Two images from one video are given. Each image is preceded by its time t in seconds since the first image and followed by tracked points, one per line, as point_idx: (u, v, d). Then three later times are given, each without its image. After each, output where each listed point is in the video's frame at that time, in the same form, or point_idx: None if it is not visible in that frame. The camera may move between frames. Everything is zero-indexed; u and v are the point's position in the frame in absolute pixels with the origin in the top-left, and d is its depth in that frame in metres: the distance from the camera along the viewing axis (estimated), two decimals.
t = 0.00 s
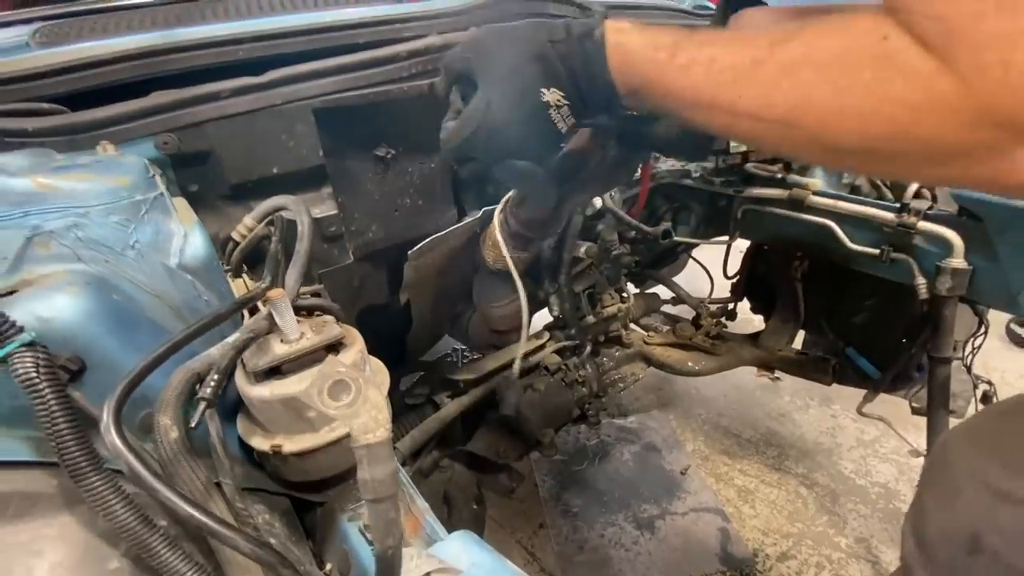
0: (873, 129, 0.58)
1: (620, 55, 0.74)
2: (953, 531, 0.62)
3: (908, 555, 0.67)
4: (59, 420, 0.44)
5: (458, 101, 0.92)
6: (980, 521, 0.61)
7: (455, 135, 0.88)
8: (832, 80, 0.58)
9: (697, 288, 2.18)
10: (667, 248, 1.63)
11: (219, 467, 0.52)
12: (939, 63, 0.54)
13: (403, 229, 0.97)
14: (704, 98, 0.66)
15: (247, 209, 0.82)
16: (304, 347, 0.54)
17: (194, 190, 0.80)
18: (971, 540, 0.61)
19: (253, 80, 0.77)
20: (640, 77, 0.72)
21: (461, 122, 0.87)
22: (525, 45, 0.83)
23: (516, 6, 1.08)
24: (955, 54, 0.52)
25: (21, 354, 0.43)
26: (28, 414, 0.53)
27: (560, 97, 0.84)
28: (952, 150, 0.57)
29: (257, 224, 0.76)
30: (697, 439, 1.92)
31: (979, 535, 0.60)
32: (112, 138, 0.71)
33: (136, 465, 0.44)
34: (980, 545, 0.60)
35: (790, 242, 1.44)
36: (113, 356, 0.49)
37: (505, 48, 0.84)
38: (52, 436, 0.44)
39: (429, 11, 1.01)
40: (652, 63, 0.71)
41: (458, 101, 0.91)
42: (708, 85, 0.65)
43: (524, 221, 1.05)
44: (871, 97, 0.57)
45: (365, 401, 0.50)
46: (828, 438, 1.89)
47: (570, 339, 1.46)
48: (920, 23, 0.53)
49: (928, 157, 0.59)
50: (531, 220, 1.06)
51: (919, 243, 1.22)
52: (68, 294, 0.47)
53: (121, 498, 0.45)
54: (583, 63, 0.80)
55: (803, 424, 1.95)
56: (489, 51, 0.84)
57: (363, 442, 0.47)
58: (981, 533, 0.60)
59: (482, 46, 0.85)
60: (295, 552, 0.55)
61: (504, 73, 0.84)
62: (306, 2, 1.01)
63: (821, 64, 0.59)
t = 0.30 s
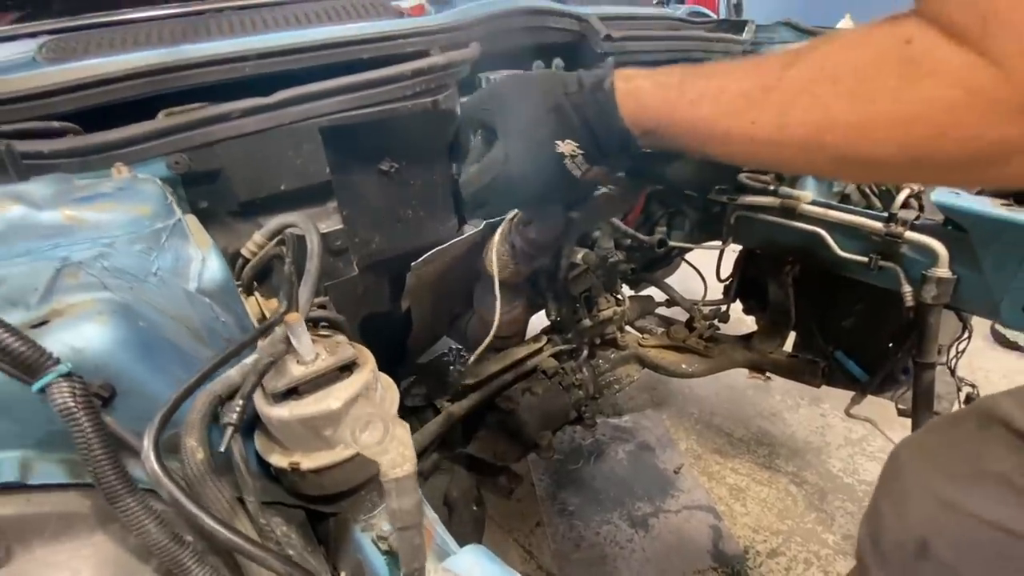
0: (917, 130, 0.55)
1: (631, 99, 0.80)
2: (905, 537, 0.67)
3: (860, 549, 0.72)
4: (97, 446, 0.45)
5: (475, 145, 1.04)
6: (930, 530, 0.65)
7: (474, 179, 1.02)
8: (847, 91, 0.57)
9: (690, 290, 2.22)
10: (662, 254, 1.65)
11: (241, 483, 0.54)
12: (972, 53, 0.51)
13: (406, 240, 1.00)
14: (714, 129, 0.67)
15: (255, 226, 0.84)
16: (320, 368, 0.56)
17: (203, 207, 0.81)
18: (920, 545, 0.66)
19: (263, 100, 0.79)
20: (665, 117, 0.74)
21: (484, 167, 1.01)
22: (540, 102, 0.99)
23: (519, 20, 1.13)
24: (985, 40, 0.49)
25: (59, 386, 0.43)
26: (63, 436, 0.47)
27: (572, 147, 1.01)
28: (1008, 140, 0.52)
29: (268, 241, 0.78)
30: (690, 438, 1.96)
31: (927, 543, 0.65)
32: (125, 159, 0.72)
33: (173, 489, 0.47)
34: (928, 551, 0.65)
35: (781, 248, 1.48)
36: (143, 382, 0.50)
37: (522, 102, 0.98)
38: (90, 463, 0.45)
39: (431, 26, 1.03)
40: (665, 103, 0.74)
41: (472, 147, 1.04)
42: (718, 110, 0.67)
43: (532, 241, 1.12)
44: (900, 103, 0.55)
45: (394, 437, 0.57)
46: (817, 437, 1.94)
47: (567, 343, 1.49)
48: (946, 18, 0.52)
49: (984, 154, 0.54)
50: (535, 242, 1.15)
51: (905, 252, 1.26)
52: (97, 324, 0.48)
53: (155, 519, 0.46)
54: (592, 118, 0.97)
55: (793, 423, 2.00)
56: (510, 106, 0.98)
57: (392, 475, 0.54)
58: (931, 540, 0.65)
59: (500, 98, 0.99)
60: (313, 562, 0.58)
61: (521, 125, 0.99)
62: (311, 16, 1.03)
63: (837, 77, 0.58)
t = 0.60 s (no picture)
0: (861, 204, 0.52)
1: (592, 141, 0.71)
2: (885, 529, 0.72)
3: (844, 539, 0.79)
4: (155, 469, 0.48)
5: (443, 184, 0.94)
6: (908, 524, 0.71)
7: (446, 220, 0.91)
8: (803, 156, 0.53)
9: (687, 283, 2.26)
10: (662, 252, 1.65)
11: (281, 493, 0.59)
12: (919, 133, 0.48)
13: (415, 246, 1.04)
14: (672, 179, 0.61)
15: (273, 239, 0.87)
16: (349, 386, 0.61)
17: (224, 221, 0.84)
18: (898, 538, 0.71)
19: (282, 119, 0.81)
20: (622, 164, 0.67)
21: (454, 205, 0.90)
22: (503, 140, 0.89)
23: (521, 29, 1.16)
24: (937, 125, 0.47)
25: (119, 415, 0.46)
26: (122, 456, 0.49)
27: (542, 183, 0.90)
28: (944, 224, 0.51)
29: (287, 256, 0.81)
30: (685, 428, 2.02)
31: (904, 535, 0.70)
32: (152, 179, 0.75)
33: (228, 505, 0.51)
34: (905, 543, 0.70)
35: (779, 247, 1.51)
36: (190, 405, 0.54)
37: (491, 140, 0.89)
38: (150, 482, 0.48)
39: (439, 37, 1.05)
40: (619, 150, 0.67)
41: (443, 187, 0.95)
42: (679, 163, 0.60)
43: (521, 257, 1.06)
44: (851, 174, 0.51)
45: (439, 470, 0.58)
46: (808, 427, 2.00)
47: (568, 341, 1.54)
48: (897, 96, 0.49)
49: (925, 233, 0.52)
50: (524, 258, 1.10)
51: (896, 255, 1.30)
52: (146, 353, 0.52)
53: (208, 533, 0.50)
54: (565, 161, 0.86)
55: (785, 413, 2.06)
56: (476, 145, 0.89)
57: (438, 504, 0.55)
58: (908, 534, 0.70)
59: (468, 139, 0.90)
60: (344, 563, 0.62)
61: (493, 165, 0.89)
62: (319, 27, 1.04)
63: (795, 141, 0.54)
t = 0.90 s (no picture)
0: (824, 248, 0.59)
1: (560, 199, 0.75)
2: (877, 539, 0.79)
3: (838, 546, 0.86)
4: (198, 478, 0.52)
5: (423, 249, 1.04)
6: (897, 533, 0.77)
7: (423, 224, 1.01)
8: (765, 208, 0.60)
9: (683, 274, 2.30)
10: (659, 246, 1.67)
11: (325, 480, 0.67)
12: (879, 182, 0.55)
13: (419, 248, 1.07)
14: (643, 231, 0.67)
15: (285, 246, 0.90)
16: (369, 396, 0.66)
17: (238, 231, 0.87)
18: (886, 547, 0.78)
19: (296, 134, 0.84)
20: (592, 219, 0.72)
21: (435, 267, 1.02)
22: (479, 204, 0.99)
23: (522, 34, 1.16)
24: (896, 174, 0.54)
25: (165, 431, 0.51)
26: (163, 466, 0.53)
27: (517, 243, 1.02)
28: (905, 265, 0.58)
29: (304, 264, 0.84)
30: (680, 415, 2.05)
31: (892, 543, 0.77)
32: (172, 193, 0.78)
33: (268, 510, 0.55)
34: (893, 550, 0.77)
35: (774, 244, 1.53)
36: (226, 418, 0.58)
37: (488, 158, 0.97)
38: (193, 490, 0.53)
39: (443, 43, 1.05)
40: (590, 207, 0.71)
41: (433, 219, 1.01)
42: (643, 217, 0.67)
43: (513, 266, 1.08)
44: (813, 222, 0.58)
45: (463, 486, 0.70)
46: (799, 414, 2.04)
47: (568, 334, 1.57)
48: (869, 146, 0.54)
49: (877, 275, 0.60)
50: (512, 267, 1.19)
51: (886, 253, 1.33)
52: (184, 370, 0.56)
53: (247, 535, 0.55)
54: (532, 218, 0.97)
55: (776, 400, 2.09)
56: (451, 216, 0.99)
57: (463, 516, 0.67)
58: (896, 541, 0.77)
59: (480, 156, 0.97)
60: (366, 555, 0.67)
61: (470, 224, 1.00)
62: (326, 33, 1.05)
63: (756, 193, 0.60)
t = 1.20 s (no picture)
0: (845, 209, 0.75)
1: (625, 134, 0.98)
2: (855, 519, 0.87)
3: (822, 526, 0.93)
4: (238, 462, 0.57)
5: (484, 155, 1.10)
6: (876, 516, 0.85)
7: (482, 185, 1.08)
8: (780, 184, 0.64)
9: (682, 266, 2.34)
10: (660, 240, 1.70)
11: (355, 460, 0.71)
12: (886, 164, 0.70)
13: (429, 243, 1.11)
14: (698, 174, 0.87)
15: (303, 243, 0.95)
16: (390, 386, 0.71)
17: (259, 228, 0.92)
18: (864, 526, 0.86)
19: (315, 137, 0.87)
20: (663, 160, 0.92)
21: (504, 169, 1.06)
22: (547, 124, 1.08)
23: (528, 35, 1.18)
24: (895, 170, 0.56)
25: (209, 419, 0.55)
26: (205, 451, 0.58)
27: (571, 162, 1.09)
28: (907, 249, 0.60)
29: (322, 261, 0.88)
30: (678, 403, 2.11)
31: (870, 523, 0.85)
32: (199, 194, 0.81)
33: (306, 492, 0.62)
34: (870, 531, 0.85)
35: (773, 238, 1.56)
36: (260, 407, 0.63)
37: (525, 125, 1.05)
38: (234, 473, 0.57)
39: (453, 44, 1.08)
40: (651, 148, 0.94)
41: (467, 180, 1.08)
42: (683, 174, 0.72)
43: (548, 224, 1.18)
44: (837, 188, 0.75)
45: (483, 471, 0.70)
46: (793, 403, 2.10)
47: (570, 326, 1.61)
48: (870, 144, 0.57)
49: (892, 238, 0.75)
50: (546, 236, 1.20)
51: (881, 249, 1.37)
52: (223, 363, 0.60)
53: (282, 514, 0.59)
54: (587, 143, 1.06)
55: (772, 390, 2.15)
56: (531, 123, 1.07)
57: (484, 496, 0.67)
58: (873, 522, 0.85)
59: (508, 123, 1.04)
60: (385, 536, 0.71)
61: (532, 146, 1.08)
62: (339, 34, 1.08)
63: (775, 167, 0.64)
